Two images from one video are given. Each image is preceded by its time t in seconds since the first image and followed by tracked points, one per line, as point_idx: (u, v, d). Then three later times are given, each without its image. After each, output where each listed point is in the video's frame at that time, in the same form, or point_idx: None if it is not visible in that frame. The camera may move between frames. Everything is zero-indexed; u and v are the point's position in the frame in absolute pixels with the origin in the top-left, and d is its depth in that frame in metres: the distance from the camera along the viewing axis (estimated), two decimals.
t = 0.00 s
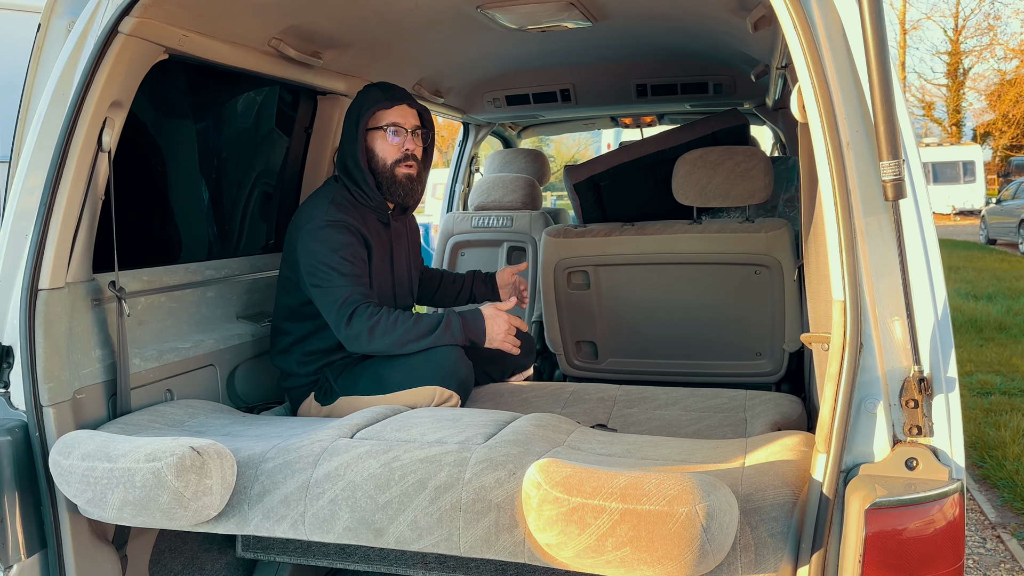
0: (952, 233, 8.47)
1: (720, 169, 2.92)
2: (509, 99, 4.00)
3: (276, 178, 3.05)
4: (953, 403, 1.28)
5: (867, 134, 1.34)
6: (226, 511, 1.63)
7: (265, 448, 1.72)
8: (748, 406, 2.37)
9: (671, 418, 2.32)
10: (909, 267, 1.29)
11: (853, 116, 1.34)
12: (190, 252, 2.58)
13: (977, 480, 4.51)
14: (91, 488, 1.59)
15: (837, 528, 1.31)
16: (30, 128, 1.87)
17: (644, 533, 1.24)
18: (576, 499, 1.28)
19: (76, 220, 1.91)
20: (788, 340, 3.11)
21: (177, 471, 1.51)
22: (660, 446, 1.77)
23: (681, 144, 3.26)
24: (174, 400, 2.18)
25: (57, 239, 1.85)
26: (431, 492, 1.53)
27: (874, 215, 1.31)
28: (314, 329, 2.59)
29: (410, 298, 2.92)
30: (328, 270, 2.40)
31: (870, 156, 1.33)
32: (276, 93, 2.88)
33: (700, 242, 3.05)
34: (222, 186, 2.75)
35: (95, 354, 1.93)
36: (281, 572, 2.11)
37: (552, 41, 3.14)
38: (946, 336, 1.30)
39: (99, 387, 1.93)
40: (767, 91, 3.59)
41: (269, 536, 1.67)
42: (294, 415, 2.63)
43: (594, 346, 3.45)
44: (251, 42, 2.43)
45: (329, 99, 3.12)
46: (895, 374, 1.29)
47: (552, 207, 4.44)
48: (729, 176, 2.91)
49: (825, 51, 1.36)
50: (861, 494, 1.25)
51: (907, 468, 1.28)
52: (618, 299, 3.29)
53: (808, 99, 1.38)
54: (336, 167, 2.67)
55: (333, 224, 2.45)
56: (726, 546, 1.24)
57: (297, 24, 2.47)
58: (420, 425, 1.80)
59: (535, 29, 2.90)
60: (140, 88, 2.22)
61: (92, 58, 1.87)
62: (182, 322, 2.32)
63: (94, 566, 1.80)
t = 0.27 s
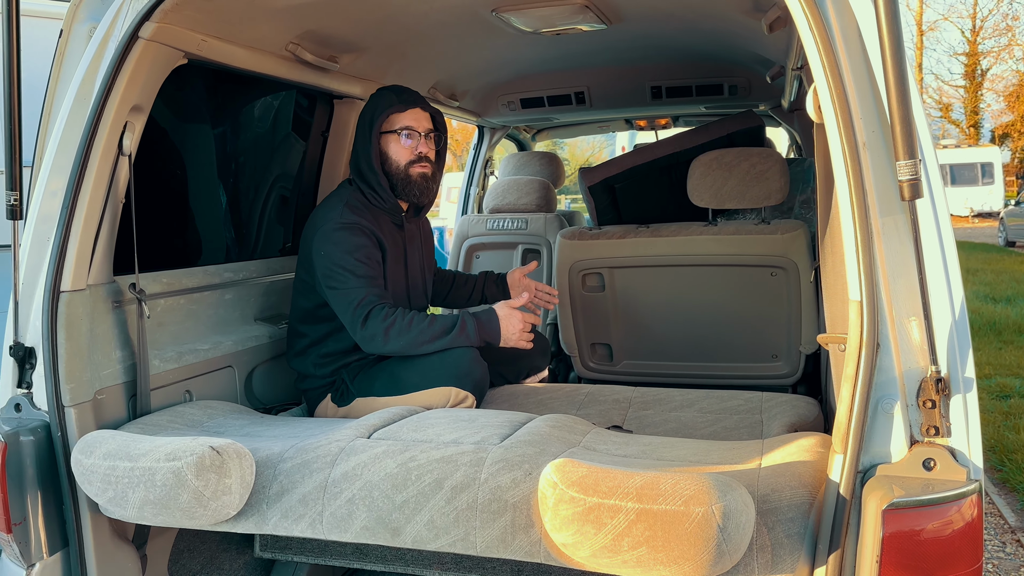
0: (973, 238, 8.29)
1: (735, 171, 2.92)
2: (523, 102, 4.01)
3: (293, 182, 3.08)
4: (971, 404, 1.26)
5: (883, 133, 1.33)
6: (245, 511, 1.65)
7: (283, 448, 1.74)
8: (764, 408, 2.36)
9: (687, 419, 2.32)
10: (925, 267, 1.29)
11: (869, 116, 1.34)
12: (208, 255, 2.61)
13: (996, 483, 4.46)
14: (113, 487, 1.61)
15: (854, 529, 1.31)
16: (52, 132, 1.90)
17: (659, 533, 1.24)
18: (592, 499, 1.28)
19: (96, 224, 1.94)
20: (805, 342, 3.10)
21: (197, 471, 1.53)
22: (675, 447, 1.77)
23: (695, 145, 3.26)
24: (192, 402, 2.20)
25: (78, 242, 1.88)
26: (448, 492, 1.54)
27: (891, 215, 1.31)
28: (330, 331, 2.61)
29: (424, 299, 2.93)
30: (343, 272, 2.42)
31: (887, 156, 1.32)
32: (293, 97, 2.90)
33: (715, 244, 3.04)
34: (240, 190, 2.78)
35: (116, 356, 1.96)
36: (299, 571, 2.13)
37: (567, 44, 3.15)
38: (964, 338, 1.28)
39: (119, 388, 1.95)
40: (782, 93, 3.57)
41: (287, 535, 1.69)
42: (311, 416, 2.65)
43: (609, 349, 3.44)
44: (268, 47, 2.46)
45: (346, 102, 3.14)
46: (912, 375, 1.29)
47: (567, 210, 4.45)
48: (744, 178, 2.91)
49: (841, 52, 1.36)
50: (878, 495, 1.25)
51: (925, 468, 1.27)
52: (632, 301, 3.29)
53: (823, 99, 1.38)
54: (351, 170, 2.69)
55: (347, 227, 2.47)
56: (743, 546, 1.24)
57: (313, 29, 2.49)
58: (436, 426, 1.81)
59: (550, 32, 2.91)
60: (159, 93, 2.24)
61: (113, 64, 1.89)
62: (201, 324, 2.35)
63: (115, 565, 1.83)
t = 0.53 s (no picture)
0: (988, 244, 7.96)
1: (745, 173, 2.91)
2: (533, 105, 4.02)
3: (304, 185, 3.09)
4: (983, 406, 1.26)
5: (894, 135, 1.33)
6: (258, 512, 1.66)
7: (295, 449, 1.75)
8: (774, 411, 2.36)
9: (697, 422, 2.31)
10: (938, 270, 1.29)
11: (881, 119, 1.34)
12: (220, 258, 2.62)
13: (1008, 488, 4.43)
14: (126, 488, 1.63)
15: (866, 532, 1.31)
16: (67, 136, 1.92)
17: (671, 535, 1.25)
18: (603, 501, 1.28)
19: (111, 227, 1.96)
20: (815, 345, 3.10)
21: (210, 472, 1.54)
22: (686, 450, 1.77)
23: (705, 148, 3.26)
24: (205, 404, 2.22)
25: (92, 245, 1.90)
26: (459, 494, 1.54)
27: (902, 217, 1.31)
28: (341, 334, 2.62)
29: (433, 302, 2.94)
30: (353, 274, 2.43)
31: (899, 159, 1.32)
32: (304, 101, 2.92)
33: (724, 246, 3.04)
34: (251, 194, 2.79)
35: (129, 358, 1.97)
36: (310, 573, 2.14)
37: (577, 47, 3.16)
38: (977, 340, 1.27)
39: (132, 391, 1.97)
40: (792, 95, 3.57)
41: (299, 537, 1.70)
42: (322, 418, 2.66)
43: (619, 351, 3.45)
44: (280, 52, 2.48)
45: (356, 106, 3.16)
46: (924, 377, 1.29)
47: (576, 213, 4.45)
48: (754, 181, 2.90)
49: (852, 55, 1.36)
50: (890, 497, 1.25)
51: (937, 471, 1.27)
52: (642, 304, 3.29)
53: (834, 102, 1.38)
54: (360, 173, 2.70)
55: (357, 229, 2.48)
56: (755, 548, 1.24)
57: (325, 33, 2.51)
58: (446, 428, 1.82)
59: (560, 35, 2.92)
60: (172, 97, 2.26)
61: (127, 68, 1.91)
62: (213, 326, 2.36)
63: (128, 565, 1.84)
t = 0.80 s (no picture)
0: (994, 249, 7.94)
1: (749, 175, 2.91)
2: (537, 107, 4.02)
3: (308, 188, 3.10)
4: (988, 409, 1.25)
5: (898, 137, 1.33)
6: (261, 514, 1.66)
7: (299, 451, 1.75)
8: (779, 413, 2.35)
9: (701, 424, 2.31)
10: (942, 272, 1.28)
11: (885, 120, 1.34)
12: (225, 261, 2.63)
13: (1015, 491, 4.41)
14: (130, 489, 1.63)
15: (870, 534, 1.30)
16: (72, 139, 1.93)
17: (674, 538, 1.24)
18: (606, 503, 1.28)
19: (115, 230, 1.96)
20: (820, 347, 3.09)
21: (214, 473, 1.54)
22: (690, 452, 1.76)
23: (709, 150, 3.26)
24: (208, 406, 2.22)
25: (97, 247, 1.90)
26: (462, 496, 1.54)
27: (906, 219, 1.31)
28: (345, 336, 2.63)
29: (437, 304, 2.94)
30: (356, 277, 2.43)
31: (903, 161, 1.32)
32: (309, 104, 2.93)
33: (728, 248, 3.03)
34: (256, 196, 2.80)
35: (133, 360, 1.98)
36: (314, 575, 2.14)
37: (581, 49, 3.16)
38: (980, 340, 1.27)
39: (136, 392, 1.97)
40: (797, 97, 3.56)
41: (302, 539, 1.70)
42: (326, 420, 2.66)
43: (623, 354, 3.45)
44: (285, 54, 2.48)
45: (361, 109, 3.17)
46: (929, 379, 1.28)
47: (581, 215, 4.45)
48: (759, 183, 2.90)
49: (856, 58, 1.36)
50: (895, 500, 1.24)
51: (941, 473, 1.26)
52: (646, 306, 3.29)
53: (838, 103, 1.38)
54: (364, 175, 2.71)
55: (360, 232, 2.49)
56: (758, 551, 1.24)
57: (329, 36, 2.51)
58: (450, 430, 1.82)
59: (564, 38, 2.92)
60: (177, 99, 2.27)
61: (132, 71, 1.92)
62: (217, 328, 2.37)
63: (132, 567, 1.84)
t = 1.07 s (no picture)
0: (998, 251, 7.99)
1: (750, 177, 2.91)
2: (538, 109, 4.03)
3: (309, 190, 3.10)
4: (987, 410, 1.25)
5: (898, 139, 1.33)
6: (261, 515, 1.66)
7: (299, 453, 1.75)
8: (779, 415, 2.35)
9: (702, 426, 2.31)
10: (941, 274, 1.28)
11: (884, 122, 1.34)
12: (226, 263, 2.63)
13: (1017, 494, 4.41)
14: (131, 490, 1.63)
15: (870, 536, 1.30)
16: (73, 141, 1.93)
17: (673, 539, 1.24)
18: (606, 505, 1.28)
19: (116, 232, 1.97)
20: (821, 349, 3.08)
21: (214, 475, 1.54)
22: (690, 454, 1.76)
23: (709, 152, 3.26)
24: (209, 407, 2.22)
25: (98, 249, 1.91)
26: (462, 497, 1.54)
27: (906, 221, 1.31)
28: (346, 337, 2.63)
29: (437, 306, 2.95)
30: (356, 278, 2.43)
31: (902, 162, 1.32)
32: (310, 106, 2.93)
33: (729, 250, 3.03)
34: (257, 198, 2.80)
35: (134, 362, 1.98)
36: None
37: (582, 51, 3.16)
38: (980, 342, 1.27)
39: (137, 394, 1.97)
40: (798, 99, 3.56)
41: (302, 540, 1.70)
42: (327, 422, 2.66)
43: (624, 356, 3.45)
44: (286, 56, 2.49)
45: (362, 111, 3.17)
46: (928, 381, 1.28)
47: (582, 217, 4.45)
48: (760, 185, 2.90)
49: (855, 60, 1.36)
50: (894, 501, 1.24)
51: (940, 475, 1.26)
52: (647, 308, 3.29)
53: (837, 105, 1.38)
54: (364, 177, 2.71)
55: (360, 234, 2.49)
56: (757, 552, 1.23)
57: (330, 38, 2.52)
58: (450, 431, 1.82)
59: (564, 40, 2.92)
60: (178, 101, 2.27)
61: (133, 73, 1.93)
62: (218, 329, 2.37)
63: (132, 569, 1.85)
